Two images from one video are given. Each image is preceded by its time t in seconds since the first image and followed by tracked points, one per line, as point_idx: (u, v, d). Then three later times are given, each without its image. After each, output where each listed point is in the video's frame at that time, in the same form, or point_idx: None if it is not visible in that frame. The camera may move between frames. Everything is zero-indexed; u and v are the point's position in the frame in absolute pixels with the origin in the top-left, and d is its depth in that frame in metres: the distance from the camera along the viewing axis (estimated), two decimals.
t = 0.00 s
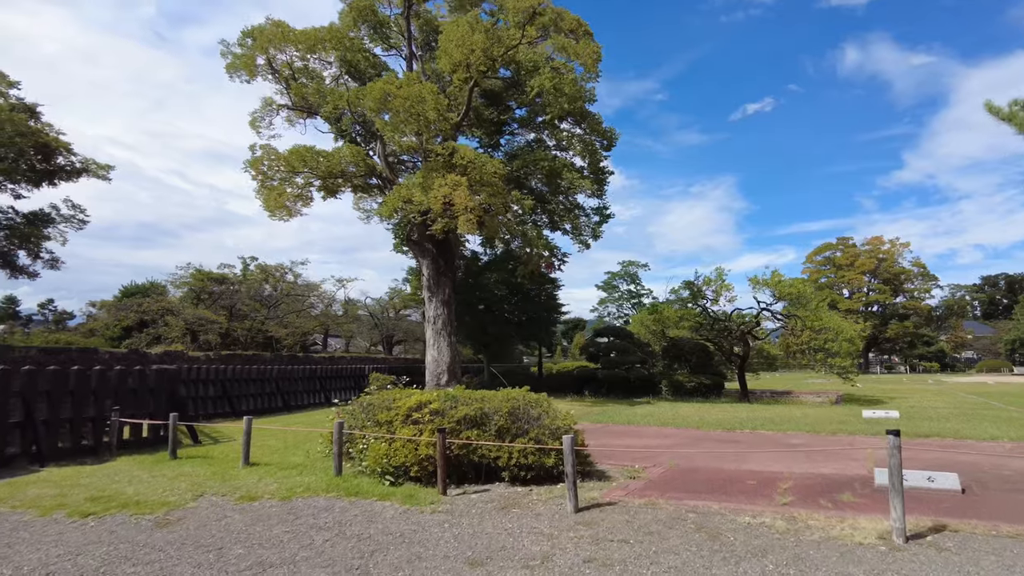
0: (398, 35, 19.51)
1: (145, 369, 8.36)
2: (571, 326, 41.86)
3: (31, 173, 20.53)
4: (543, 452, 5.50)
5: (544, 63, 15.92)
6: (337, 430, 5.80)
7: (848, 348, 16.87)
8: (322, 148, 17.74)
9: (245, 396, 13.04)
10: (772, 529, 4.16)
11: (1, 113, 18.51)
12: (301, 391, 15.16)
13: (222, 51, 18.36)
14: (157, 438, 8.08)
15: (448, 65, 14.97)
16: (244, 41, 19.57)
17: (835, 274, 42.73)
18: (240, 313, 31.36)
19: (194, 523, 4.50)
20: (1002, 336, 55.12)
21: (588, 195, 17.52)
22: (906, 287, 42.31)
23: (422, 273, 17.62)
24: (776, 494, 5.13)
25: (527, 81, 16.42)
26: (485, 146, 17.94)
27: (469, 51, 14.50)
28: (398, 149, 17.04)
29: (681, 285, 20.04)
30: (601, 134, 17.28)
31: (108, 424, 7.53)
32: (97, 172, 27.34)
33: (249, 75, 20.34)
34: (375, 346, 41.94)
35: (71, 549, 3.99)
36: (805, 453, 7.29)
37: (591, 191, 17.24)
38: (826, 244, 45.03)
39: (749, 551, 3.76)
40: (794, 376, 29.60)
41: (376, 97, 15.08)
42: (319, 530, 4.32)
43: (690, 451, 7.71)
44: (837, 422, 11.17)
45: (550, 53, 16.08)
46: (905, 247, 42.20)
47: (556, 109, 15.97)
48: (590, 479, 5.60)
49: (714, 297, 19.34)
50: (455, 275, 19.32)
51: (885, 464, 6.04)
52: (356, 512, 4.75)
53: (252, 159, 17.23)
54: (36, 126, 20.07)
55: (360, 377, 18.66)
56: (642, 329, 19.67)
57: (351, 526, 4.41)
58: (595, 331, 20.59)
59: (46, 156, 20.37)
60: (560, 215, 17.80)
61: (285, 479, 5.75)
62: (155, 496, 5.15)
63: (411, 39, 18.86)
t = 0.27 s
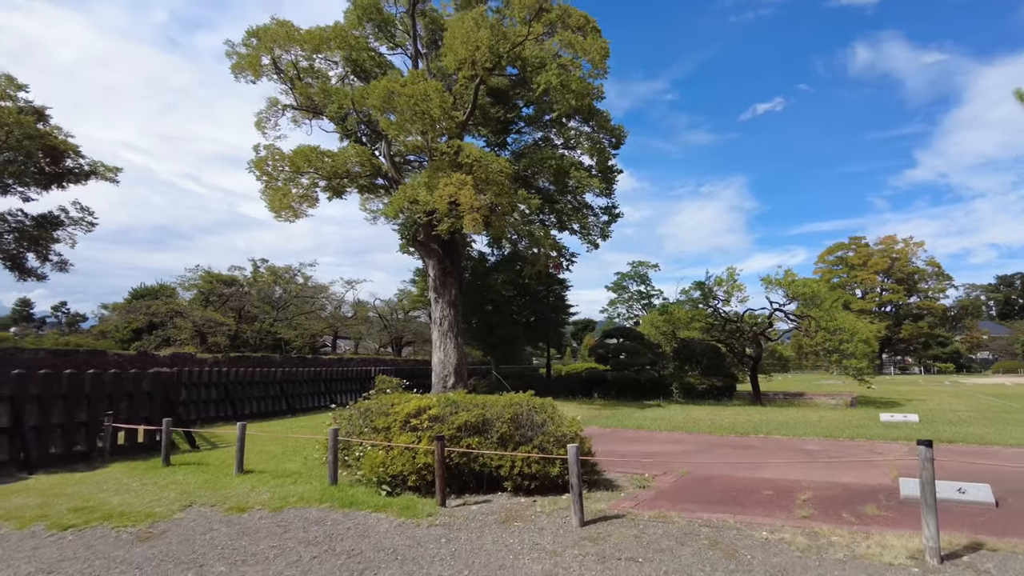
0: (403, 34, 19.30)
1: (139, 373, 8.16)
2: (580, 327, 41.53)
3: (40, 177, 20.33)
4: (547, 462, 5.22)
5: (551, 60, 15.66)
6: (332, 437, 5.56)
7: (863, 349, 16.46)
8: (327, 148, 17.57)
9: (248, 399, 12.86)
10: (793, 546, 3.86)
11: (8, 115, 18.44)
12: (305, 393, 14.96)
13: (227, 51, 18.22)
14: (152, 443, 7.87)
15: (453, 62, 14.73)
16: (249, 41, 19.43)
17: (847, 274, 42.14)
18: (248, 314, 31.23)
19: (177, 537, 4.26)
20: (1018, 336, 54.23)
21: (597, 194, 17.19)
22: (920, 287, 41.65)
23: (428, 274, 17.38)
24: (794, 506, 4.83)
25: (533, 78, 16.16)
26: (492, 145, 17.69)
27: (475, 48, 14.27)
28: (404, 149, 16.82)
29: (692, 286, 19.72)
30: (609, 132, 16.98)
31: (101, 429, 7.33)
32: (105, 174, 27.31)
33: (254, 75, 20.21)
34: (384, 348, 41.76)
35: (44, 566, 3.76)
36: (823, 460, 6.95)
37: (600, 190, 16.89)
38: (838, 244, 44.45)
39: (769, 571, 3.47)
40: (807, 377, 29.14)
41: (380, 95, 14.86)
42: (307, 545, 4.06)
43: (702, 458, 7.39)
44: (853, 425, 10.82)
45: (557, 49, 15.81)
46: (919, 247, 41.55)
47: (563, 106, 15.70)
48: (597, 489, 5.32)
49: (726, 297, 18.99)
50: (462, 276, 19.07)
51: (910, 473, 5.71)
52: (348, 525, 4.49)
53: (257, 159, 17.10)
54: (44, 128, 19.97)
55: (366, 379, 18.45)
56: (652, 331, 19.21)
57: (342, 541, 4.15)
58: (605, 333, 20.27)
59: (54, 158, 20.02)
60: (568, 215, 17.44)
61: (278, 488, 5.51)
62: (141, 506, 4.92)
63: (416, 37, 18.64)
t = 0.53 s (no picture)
0: (408, 30, 19.10)
1: (135, 373, 7.94)
2: (588, 327, 41.23)
3: (45, 177, 20.23)
4: (551, 466, 4.97)
5: (557, 55, 15.41)
6: (328, 440, 5.34)
7: (877, 349, 16.09)
8: (331, 145, 17.39)
9: (250, 400, 12.71)
10: (813, 559, 3.59)
11: (14, 115, 18.35)
12: (308, 394, 14.77)
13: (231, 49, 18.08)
14: (147, 445, 7.68)
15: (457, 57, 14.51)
16: (253, 39, 19.26)
17: (858, 273, 41.63)
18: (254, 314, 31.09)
19: (160, 545, 4.04)
20: None
21: (604, 191, 16.90)
22: (932, 286, 41.08)
23: (433, 273, 17.16)
24: (813, 514, 4.56)
25: (539, 74, 15.91)
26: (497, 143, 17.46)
27: (479, 42, 14.04)
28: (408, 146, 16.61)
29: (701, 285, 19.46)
30: (616, 128, 16.71)
31: (94, 430, 7.14)
32: (111, 174, 27.24)
33: (258, 73, 20.07)
34: (391, 348, 41.60)
35: None
36: (840, 464, 6.67)
37: (608, 187, 16.56)
38: (848, 242, 43.95)
39: None
40: (818, 378, 28.74)
41: (383, 91, 14.64)
42: (296, 555, 3.84)
43: (713, 461, 7.12)
44: (869, 427, 10.49)
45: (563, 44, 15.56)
46: (930, 245, 40.99)
47: (569, 102, 15.44)
48: (604, 495, 5.06)
49: (736, 296, 18.70)
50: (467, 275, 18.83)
51: (934, 479, 5.42)
52: (341, 534, 4.26)
53: (260, 157, 16.94)
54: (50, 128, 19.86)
55: (370, 379, 18.26)
56: (660, 330, 18.84)
57: (332, 551, 3.92)
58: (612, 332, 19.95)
59: (59, 158, 19.84)
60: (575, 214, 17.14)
61: (270, 493, 5.29)
62: (126, 512, 4.70)
63: (420, 33, 18.43)
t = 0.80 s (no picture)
0: (415, 28, 18.89)
1: (135, 375, 7.69)
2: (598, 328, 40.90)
3: (55, 178, 20.16)
4: (561, 477, 4.71)
5: (567, 51, 15.14)
6: (326, 448, 5.10)
7: (896, 350, 15.61)
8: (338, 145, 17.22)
9: (255, 402, 12.55)
10: None
11: (24, 116, 18.25)
12: (314, 396, 14.57)
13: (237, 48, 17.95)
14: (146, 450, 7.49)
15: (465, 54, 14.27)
16: (260, 38, 19.12)
17: (871, 273, 41.04)
18: (263, 316, 30.99)
19: (145, 561, 3.82)
20: None
21: (615, 190, 16.60)
22: (947, 286, 40.41)
23: (440, 274, 16.93)
24: (840, 529, 4.26)
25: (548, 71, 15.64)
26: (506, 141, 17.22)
27: (487, 39, 13.81)
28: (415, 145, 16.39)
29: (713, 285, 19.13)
30: (627, 126, 16.40)
31: (90, 435, 6.94)
32: (121, 175, 27.23)
33: (265, 73, 19.94)
34: (400, 349, 41.44)
35: None
36: (864, 472, 6.35)
37: (619, 186, 16.25)
38: (862, 242, 43.36)
39: None
40: (832, 380, 28.27)
41: (389, 89, 14.43)
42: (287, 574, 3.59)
43: (729, 469, 6.82)
44: (889, 432, 10.13)
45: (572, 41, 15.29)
46: (946, 245, 40.34)
47: (578, 99, 15.17)
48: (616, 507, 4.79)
49: (749, 297, 18.37)
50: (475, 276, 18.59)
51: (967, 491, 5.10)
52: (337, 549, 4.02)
53: (266, 157, 16.80)
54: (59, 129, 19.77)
55: (378, 381, 18.06)
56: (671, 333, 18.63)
57: (326, 569, 3.67)
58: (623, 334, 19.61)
59: (69, 160, 19.84)
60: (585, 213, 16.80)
61: (266, 503, 5.06)
62: (113, 524, 4.48)
63: (428, 31, 18.22)
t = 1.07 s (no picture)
0: (421, 24, 18.70)
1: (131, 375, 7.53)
2: (607, 328, 40.68)
3: (63, 177, 20.07)
4: (566, 483, 4.47)
5: (574, 46, 14.89)
6: (321, 451, 4.89)
7: (911, 350, 15.29)
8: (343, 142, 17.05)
9: (257, 402, 12.42)
10: None
11: (31, 115, 18.11)
12: (318, 396, 14.41)
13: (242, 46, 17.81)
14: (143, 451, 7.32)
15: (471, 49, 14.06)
16: (265, 36, 18.97)
17: (883, 272, 40.52)
18: (271, 315, 30.87)
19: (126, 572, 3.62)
20: None
21: (623, 187, 16.33)
22: (961, 285, 39.82)
23: (446, 273, 16.73)
24: (862, 539, 4.01)
25: (555, 66, 15.40)
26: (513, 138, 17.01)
27: (493, 33, 13.58)
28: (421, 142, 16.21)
29: (724, 284, 18.84)
30: (635, 122, 16.13)
31: (84, 436, 6.78)
32: (128, 174, 27.19)
33: (271, 71, 19.81)
34: (408, 349, 41.31)
35: None
36: (884, 477, 6.07)
37: (627, 182, 15.98)
38: (874, 241, 42.86)
39: None
40: (844, 380, 27.85)
41: (394, 85, 14.23)
42: None
43: (742, 473, 6.56)
44: (909, 434, 9.82)
45: (580, 35, 15.03)
46: (960, 244, 39.74)
47: (586, 95, 14.93)
48: (623, 515, 4.57)
49: (761, 295, 18.08)
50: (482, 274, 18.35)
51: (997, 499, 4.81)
52: (328, 559, 3.81)
53: (270, 154, 16.65)
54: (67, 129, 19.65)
55: (384, 381, 17.88)
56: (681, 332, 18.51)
57: None
58: (631, 333, 19.33)
59: (76, 159, 19.67)
60: (593, 211, 16.53)
61: (258, 508, 4.86)
62: (96, 531, 4.29)
63: (434, 27, 18.00)
